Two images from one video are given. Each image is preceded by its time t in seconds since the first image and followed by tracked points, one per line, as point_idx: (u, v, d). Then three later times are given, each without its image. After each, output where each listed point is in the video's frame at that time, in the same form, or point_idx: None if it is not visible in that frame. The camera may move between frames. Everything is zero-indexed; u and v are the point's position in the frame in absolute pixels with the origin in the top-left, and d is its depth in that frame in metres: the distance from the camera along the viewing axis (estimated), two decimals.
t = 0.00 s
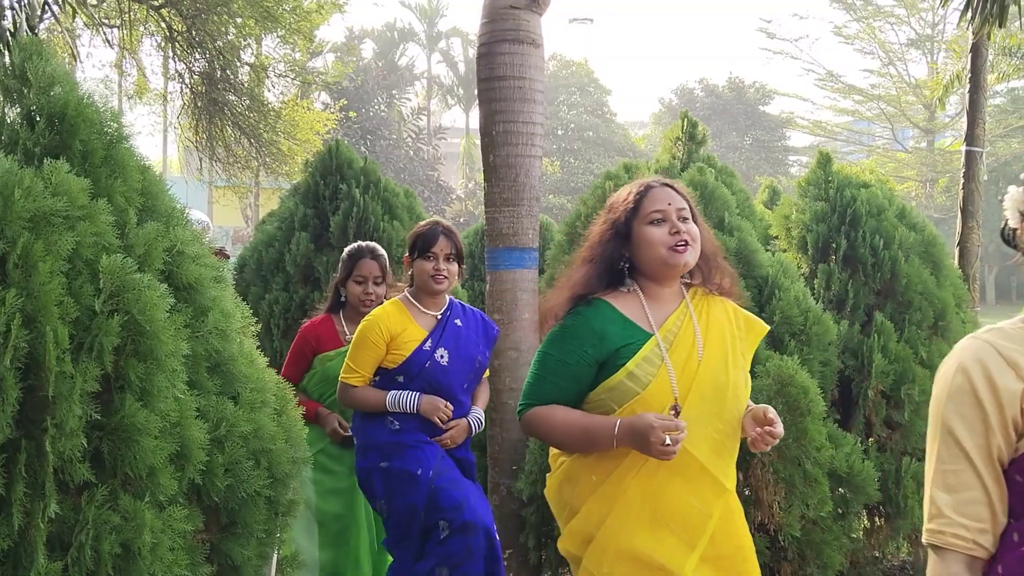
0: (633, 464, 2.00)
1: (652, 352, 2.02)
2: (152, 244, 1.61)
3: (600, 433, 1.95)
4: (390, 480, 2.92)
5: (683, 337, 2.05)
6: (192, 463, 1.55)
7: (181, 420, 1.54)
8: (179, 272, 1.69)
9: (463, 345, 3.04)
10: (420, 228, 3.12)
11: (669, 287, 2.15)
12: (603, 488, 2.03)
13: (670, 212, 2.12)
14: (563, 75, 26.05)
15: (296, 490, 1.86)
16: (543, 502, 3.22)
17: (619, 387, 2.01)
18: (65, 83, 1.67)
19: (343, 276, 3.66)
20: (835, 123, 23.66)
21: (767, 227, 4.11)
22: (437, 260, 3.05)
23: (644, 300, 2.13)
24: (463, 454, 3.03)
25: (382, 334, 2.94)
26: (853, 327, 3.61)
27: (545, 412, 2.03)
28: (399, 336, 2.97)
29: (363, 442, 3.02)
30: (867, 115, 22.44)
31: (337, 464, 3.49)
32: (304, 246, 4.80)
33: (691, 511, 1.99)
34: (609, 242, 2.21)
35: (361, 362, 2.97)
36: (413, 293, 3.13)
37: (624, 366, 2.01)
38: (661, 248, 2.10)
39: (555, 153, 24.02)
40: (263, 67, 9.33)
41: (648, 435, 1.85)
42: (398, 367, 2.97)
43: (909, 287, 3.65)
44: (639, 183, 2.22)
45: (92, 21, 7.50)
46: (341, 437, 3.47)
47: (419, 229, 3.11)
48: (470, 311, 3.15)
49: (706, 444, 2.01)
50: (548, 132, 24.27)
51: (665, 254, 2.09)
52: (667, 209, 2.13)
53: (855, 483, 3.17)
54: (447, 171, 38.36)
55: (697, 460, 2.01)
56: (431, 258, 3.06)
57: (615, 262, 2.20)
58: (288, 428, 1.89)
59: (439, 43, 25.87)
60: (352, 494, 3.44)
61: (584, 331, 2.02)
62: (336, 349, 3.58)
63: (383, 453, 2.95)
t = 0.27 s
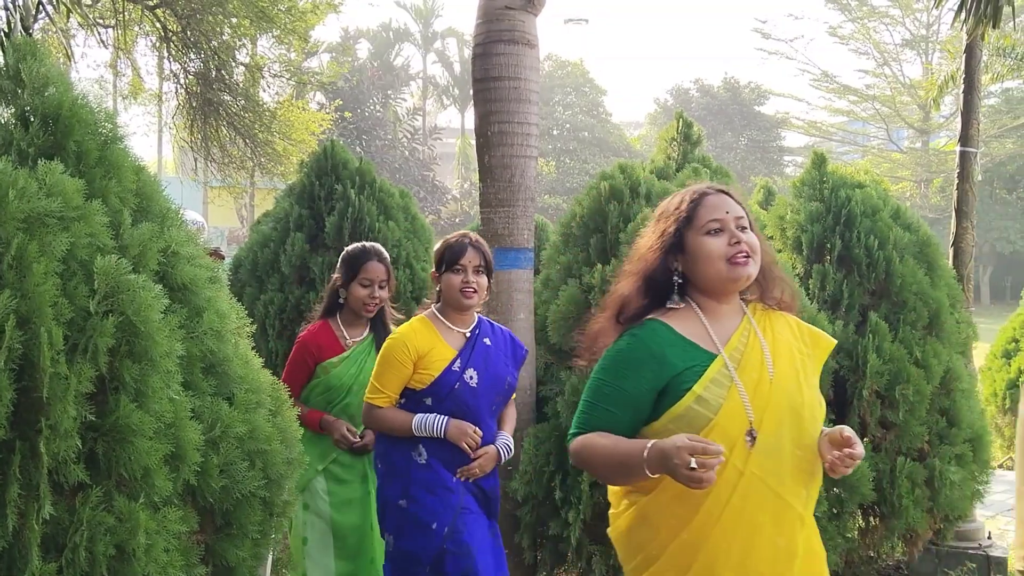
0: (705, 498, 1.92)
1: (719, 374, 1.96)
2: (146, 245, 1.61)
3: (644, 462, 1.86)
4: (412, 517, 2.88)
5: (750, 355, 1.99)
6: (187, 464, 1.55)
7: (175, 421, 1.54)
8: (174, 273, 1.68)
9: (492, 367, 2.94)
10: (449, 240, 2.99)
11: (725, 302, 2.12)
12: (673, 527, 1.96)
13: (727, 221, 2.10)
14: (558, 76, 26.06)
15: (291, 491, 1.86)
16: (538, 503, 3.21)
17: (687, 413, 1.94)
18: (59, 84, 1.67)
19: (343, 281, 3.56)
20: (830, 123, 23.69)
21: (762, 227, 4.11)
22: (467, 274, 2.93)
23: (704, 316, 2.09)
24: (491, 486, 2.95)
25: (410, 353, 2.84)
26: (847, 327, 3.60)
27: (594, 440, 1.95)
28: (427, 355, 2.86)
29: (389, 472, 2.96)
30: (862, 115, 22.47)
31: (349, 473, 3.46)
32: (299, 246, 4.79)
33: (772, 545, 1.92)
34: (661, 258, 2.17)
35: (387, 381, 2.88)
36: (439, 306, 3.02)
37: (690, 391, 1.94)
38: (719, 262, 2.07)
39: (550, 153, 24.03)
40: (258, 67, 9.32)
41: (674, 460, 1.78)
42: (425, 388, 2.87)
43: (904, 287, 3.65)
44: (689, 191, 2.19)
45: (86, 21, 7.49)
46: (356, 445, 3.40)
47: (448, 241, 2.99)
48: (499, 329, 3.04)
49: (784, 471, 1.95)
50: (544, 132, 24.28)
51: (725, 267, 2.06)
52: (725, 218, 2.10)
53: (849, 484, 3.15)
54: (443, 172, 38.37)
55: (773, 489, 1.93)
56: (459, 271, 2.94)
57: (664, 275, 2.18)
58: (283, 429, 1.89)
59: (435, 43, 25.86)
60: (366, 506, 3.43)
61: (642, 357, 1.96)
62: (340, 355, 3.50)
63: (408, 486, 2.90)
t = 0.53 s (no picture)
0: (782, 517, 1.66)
1: (809, 379, 1.69)
2: (141, 245, 1.61)
3: (764, 488, 1.57)
4: (443, 532, 2.70)
5: (838, 357, 1.72)
6: (182, 465, 1.55)
7: (170, 422, 1.54)
8: (169, 274, 1.68)
9: (532, 368, 2.70)
10: (475, 232, 2.80)
11: (799, 298, 1.84)
12: (742, 547, 1.70)
13: (806, 207, 1.81)
14: (553, 76, 26.07)
15: (286, 492, 1.86)
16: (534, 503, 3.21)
17: (778, 426, 1.66)
18: (53, 84, 1.66)
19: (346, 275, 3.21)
20: (825, 123, 23.73)
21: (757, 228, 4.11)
22: (498, 266, 2.72)
23: (779, 314, 1.80)
24: (535, 498, 2.74)
25: (446, 360, 2.63)
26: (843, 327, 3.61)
27: (691, 469, 1.64)
28: (463, 360, 2.65)
29: (425, 482, 2.77)
30: (857, 116, 22.51)
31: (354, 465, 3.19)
32: (295, 246, 4.78)
33: (857, 564, 1.68)
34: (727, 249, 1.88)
35: (427, 395, 2.65)
36: (471, 305, 2.80)
37: (780, 401, 1.67)
38: (800, 250, 1.77)
39: (546, 153, 24.04)
40: (254, 68, 9.32)
41: (830, 488, 1.49)
42: (464, 398, 2.66)
43: (898, 287, 3.67)
44: (754, 175, 1.90)
45: (80, 21, 7.48)
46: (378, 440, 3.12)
47: (474, 233, 2.79)
48: (538, 324, 2.80)
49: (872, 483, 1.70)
50: (539, 132, 24.28)
51: (808, 257, 1.76)
52: (802, 203, 1.82)
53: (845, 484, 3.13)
54: (438, 172, 38.37)
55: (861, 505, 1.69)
56: (488, 266, 2.72)
57: (735, 266, 1.85)
58: (279, 430, 1.89)
59: (430, 43, 25.84)
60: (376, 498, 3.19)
61: (727, 362, 1.67)
62: (349, 354, 3.19)
63: (440, 498, 2.72)
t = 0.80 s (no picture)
0: (854, 552, 1.39)
1: (882, 389, 1.40)
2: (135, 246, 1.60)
3: (852, 527, 1.32)
4: (471, 535, 2.33)
5: (913, 367, 1.44)
6: (176, 466, 1.54)
7: (164, 423, 1.53)
8: (163, 275, 1.68)
9: (565, 358, 2.32)
10: (516, 216, 2.36)
11: (877, 307, 1.53)
12: None
13: (888, 212, 1.49)
14: (549, 77, 26.07)
15: (280, 494, 1.86)
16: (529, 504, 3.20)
17: (844, 442, 1.38)
18: (47, 85, 1.66)
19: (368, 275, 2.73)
20: (821, 124, 23.76)
21: (753, 228, 4.10)
22: (539, 258, 2.30)
23: (851, 325, 1.50)
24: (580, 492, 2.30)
25: (475, 348, 2.23)
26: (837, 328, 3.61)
27: (760, 499, 1.36)
28: (495, 350, 2.25)
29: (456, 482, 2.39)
30: (852, 117, 22.53)
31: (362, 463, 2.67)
32: (290, 247, 4.77)
33: None
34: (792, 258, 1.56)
35: (457, 388, 2.24)
36: (500, 295, 2.39)
37: (848, 415, 1.38)
38: (879, 259, 1.47)
39: (541, 154, 24.04)
40: (248, 68, 9.30)
41: (937, 533, 1.25)
42: (493, 391, 2.27)
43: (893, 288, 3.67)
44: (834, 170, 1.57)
45: (75, 20, 7.45)
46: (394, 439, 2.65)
47: (515, 218, 2.36)
48: (566, 316, 2.44)
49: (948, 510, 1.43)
50: (535, 133, 24.27)
51: (886, 270, 1.46)
52: (885, 206, 1.50)
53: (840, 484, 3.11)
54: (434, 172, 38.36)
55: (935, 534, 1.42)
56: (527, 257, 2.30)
57: (808, 274, 1.53)
58: (273, 431, 1.89)
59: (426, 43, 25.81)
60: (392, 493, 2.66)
61: (786, 370, 1.39)
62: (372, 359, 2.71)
63: (470, 498, 2.34)
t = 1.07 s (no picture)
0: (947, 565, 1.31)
1: (991, 393, 1.30)
2: (130, 247, 1.60)
3: (948, 541, 1.24)
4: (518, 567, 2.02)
5: None
6: (171, 467, 1.54)
7: (159, 424, 1.53)
8: (158, 276, 1.68)
9: (627, 387, 2.00)
10: (569, 230, 2.10)
11: (981, 304, 1.44)
12: None
13: (992, 202, 1.42)
14: (545, 77, 26.07)
15: (275, 495, 1.86)
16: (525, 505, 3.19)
17: (949, 451, 1.28)
18: (41, 86, 1.65)
19: (407, 264, 2.91)
20: (816, 124, 23.78)
21: (748, 228, 4.10)
22: (596, 272, 2.02)
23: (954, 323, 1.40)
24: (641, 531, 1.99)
25: (532, 375, 1.92)
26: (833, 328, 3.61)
27: (850, 506, 1.26)
28: (552, 377, 1.94)
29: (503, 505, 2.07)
30: (848, 117, 22.56)
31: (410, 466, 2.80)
32: (285, 248, 4.76)
33: None
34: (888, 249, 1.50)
35: (512, 419, 1.93)
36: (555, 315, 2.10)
37: (954, 420, 1.28)
38: (980, 251, 1.38)
39: (537, 154, 24.04)
40: (244, 68, 9.29)
41: None
42: (550, 423, 1.95)
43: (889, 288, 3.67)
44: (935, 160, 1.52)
45: (70, 21, 7.44)
46: (437, 456, 2.72)
47: (567, 232, 2.10)
48: (626, 336, 2.11)
49: None
50: (531, 133, 24.28)
51: (988, 261, 1.38)
52: (988, 196, 1.42)
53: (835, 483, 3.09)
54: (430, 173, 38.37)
55: None
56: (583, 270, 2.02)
57: (901, 266, 1.47)
58: (269, 432, 1.89)
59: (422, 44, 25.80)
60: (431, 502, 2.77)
61: (892, 369, 1.28)
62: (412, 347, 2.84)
63: (518, 528, 2.02)
